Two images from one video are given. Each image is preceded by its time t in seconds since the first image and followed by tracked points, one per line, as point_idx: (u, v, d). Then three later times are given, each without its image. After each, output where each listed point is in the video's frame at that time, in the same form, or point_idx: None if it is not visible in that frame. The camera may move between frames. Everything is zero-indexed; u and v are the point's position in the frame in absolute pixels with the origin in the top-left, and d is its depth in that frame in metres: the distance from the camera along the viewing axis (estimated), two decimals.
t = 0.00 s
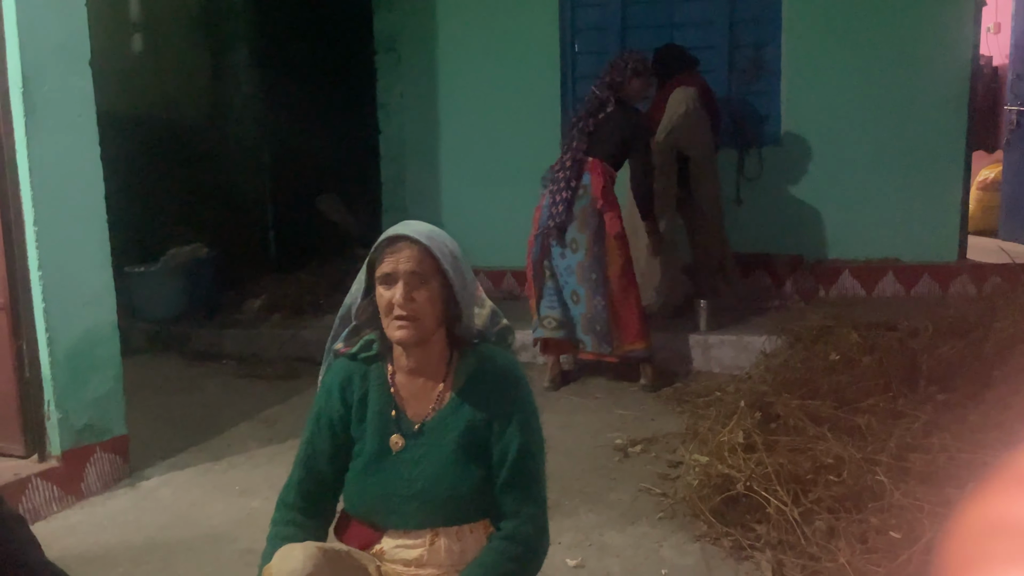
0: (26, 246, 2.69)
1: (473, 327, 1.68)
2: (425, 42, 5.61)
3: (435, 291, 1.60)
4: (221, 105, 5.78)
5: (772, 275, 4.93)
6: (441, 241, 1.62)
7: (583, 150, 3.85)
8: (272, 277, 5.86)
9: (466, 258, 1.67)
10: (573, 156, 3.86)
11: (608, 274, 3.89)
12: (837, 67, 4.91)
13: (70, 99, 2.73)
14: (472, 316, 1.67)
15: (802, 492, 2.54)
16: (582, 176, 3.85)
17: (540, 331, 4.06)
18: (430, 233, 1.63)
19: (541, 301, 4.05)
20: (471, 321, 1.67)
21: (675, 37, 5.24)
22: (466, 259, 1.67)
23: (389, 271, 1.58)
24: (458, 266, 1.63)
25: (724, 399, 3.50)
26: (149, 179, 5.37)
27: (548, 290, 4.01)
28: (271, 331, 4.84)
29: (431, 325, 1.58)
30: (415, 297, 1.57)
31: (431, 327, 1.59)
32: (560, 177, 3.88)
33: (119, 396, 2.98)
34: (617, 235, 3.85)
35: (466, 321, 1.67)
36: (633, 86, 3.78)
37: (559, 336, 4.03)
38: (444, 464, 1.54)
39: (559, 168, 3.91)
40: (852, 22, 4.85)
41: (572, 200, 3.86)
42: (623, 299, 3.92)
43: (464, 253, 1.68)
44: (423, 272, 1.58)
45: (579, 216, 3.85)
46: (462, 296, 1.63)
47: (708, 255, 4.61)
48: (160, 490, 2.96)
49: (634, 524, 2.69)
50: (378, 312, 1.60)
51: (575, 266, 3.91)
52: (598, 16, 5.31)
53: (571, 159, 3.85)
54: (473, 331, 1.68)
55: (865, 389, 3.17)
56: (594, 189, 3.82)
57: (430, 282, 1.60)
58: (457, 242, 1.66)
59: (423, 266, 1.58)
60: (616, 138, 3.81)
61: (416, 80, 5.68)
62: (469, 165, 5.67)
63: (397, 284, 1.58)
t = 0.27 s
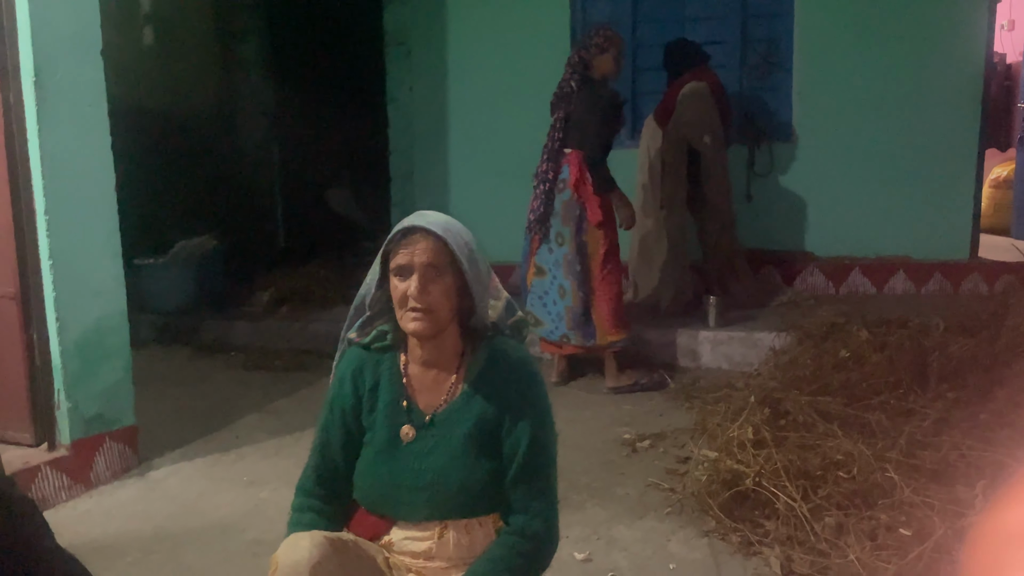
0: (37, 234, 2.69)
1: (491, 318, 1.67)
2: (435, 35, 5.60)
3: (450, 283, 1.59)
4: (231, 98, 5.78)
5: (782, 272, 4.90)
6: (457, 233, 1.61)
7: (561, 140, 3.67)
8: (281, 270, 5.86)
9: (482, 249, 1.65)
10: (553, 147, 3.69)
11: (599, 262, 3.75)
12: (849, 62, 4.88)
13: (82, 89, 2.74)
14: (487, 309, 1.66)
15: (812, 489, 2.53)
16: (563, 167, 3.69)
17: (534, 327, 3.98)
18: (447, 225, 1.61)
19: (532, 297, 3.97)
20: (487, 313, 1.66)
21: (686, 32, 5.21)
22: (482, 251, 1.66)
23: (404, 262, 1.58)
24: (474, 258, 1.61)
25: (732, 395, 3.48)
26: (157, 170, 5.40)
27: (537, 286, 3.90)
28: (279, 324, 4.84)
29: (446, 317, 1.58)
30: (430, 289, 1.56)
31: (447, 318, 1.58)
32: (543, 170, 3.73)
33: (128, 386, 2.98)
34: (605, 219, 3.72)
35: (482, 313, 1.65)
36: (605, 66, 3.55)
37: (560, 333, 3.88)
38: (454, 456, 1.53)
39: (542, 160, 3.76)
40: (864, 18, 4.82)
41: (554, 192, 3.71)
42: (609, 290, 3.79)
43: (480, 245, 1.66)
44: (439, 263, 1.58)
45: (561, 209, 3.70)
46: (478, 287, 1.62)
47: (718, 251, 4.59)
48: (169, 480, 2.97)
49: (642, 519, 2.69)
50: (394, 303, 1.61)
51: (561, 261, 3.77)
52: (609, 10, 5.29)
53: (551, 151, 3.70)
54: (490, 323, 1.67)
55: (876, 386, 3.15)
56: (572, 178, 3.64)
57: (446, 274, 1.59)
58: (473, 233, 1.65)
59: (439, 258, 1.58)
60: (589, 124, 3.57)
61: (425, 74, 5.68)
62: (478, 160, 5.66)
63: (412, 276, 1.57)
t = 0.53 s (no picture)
0: (48, 224, 2.70)
1: (505, 311, 1.65)
2: (445, 29, 5.59)
3: (461, 274, 1.59)
4: (241, 91, 5.79)
5: (792, 269, 4.89)
6: (470, 225, 1.60)
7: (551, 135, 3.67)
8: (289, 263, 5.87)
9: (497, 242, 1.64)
10: (545, 141, 3.71)
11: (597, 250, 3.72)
12: (861, 59, 4.85)
13: (94, 80, 2.74)
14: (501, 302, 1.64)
15: (820, 486, 2.52)
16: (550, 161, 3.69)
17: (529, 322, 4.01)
18: (461, 215, 1.61)
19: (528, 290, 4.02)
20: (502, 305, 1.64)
21: (697, 27, 5.19)
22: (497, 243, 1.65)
23: (416, 252, 1.59)
24: (487, 249, 1.61)
25: (741, 392, 3.47)
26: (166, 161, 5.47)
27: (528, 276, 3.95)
28: (287, 317, 4.85)
29: (457, 308, 1.58)
30: (440, 279, 1.57)
31: (457, 310, 1.58)
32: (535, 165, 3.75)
33: (138, 376, 3.00)
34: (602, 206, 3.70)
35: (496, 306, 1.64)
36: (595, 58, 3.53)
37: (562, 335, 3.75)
38: (467, 450, 1.53)
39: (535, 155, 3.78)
40: (877, 14, 4.79)
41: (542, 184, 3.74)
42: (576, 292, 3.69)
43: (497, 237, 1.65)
44: (450, 253, 1.58)
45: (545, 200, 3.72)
46: (490, 280, 1.61)
47: (727, 247, 4.58)
48: (177, 471, 2.98)
49: (649, 515, 2.68)
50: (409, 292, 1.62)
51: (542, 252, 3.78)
52: (620, 5, 5.27)
53: (543, 147, 3.71)
54: (504, 315, 1.65)
55: (886, 384, 3.13)
56: (559, 172, 3.61)
57: (457, 265, 1.59)
58: (488, 226, 1.63)
59: (450, 248, 1.58)
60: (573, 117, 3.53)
61: (435, 68, 5.67)
62: (487, 154, 5.65)
63: (424, 265, 1.58)
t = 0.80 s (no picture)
0: (57, 216, 2.71)
1: (515, 308, 1.63)
2: (453, 24, 5.58)
3: (473, 268, 1.57)
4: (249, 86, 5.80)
5: (800, 266, 4.87)
6: (483, 218, 1.59)
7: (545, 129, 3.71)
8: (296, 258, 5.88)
9: (511, 239, 1.62)
10: (538, 136, 3.75)
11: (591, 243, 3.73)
12: (871, 55, 4.82)
13: (103, 73, 2.75)
14: (510, 299, 1.62)
15: (827, 482, 2.51)
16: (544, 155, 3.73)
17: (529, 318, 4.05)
18: (476, 209, 1.60)
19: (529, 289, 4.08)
20: (513, 301, 1.63)
21: (706, 23, 5.17)
22: (511, 239, 1.62)
23: (430, 244, 1.59)
24: (500, 246, 1.59)
25: (748, 389, 3.47)
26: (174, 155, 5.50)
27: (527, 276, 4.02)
28: (295, 311, 4.86)
29: (468, 302, 1.57)
30: (452, 270, 1.56)
31: (469, 303, 1.57)
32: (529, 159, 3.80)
33: (146, 369, 3.01)
34: (598, 197, 3.71)
35: (507, 301, 1.62)
36: (590, 51, 3.54)
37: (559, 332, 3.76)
38: (473, 443, 1.52)
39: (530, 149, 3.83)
40: (888, 9, 4.76)
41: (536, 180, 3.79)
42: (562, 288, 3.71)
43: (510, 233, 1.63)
44: (461, 247, 1.57)
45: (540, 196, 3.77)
46: (502, 275, 1.59)
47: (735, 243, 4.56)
48: (184, 463, 2.99)
49: (655, 511, 2.68)
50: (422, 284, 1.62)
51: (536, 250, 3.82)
52: None
53: (538, 141, 3.76)
54: (514, 311, 1.63)
55: (894, 380, 3.11)
56: (550, 166, 3.66)
57: (469, 259, 1.58)
58: (502, 221, 1.62)
59: (462, 242, 1.58)
60: (564, 111, 3.55)
61: (443, 63, 5.67)
62: (495, 149, 5.64)
63: (437, 257, 1.58)
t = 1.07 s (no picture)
0: (64, 212, 2.72)
1: (513, 299, 1.56)
2: (459, 21, 5.58)
3: (452, 260, 1.54)
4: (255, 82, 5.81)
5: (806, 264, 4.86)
6: (465, 212, 1.53)
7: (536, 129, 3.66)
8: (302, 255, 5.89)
9: (499, 229, 1.55)
10: (530, 137, 3.71)
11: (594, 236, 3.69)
12: (878, 52, 4.80)
13: (109, 69, 2.75)
14: (505, 291, 1.55)
15: (833, 481, 2.51)
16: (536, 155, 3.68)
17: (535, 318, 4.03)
18: (457, 202, 1.55)
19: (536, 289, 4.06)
20: (508, 294, 1.56)
21: (712, 19, 5.16)
22: (499, 230, 1.55)
23: (415, 239, 1.58)
24: (479, 237, 1.52)
25: (753, 387, 3.46)
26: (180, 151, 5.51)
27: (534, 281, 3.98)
28: (300, 307, 4.87)
29: (452, 298, 1.55)
30: (429, 264, 1.55)
31: (452, 299, 1.55)
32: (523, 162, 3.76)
33: (151, 365, 3.01)
34: (597, 188, 3.63)
35: (502, 294, 1.56)
36: (575, 43, 3.47)
37: (578, 334, 3.70)
38: (476, 439, 1.51)
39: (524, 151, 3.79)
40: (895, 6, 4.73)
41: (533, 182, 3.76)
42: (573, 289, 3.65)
43: (497, 224, 1.55)
44: (439, 241, 1.55)
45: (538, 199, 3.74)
46: (488, 268, 1.52)
47: (742, 241, 4.55)
48: (190, 459, 3.00)
49: (660, 508, 2.68)
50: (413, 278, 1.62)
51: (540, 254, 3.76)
52: None
53: (530, 142, 3.71)
54: (513, 302, 1.57)
55: (900, 379, 3.10)
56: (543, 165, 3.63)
57: (452, 254, 1.55)
58: (488, 211, 1.55)
59: (439, 235, 1.55)
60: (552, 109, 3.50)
61: (449, 60, 5.67)
62: (501, 146, 5.64)
63: (420, 251, 1.57)
